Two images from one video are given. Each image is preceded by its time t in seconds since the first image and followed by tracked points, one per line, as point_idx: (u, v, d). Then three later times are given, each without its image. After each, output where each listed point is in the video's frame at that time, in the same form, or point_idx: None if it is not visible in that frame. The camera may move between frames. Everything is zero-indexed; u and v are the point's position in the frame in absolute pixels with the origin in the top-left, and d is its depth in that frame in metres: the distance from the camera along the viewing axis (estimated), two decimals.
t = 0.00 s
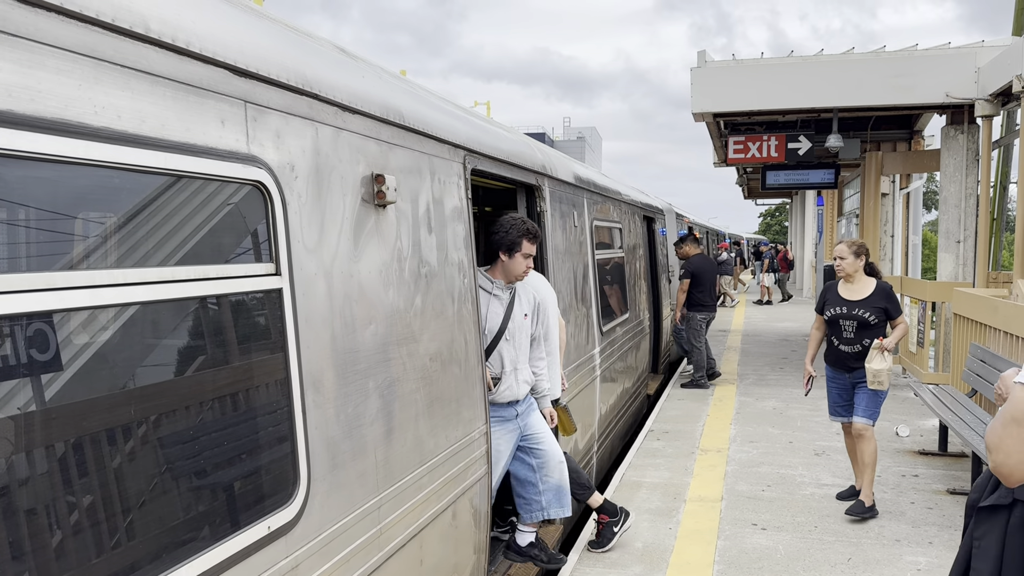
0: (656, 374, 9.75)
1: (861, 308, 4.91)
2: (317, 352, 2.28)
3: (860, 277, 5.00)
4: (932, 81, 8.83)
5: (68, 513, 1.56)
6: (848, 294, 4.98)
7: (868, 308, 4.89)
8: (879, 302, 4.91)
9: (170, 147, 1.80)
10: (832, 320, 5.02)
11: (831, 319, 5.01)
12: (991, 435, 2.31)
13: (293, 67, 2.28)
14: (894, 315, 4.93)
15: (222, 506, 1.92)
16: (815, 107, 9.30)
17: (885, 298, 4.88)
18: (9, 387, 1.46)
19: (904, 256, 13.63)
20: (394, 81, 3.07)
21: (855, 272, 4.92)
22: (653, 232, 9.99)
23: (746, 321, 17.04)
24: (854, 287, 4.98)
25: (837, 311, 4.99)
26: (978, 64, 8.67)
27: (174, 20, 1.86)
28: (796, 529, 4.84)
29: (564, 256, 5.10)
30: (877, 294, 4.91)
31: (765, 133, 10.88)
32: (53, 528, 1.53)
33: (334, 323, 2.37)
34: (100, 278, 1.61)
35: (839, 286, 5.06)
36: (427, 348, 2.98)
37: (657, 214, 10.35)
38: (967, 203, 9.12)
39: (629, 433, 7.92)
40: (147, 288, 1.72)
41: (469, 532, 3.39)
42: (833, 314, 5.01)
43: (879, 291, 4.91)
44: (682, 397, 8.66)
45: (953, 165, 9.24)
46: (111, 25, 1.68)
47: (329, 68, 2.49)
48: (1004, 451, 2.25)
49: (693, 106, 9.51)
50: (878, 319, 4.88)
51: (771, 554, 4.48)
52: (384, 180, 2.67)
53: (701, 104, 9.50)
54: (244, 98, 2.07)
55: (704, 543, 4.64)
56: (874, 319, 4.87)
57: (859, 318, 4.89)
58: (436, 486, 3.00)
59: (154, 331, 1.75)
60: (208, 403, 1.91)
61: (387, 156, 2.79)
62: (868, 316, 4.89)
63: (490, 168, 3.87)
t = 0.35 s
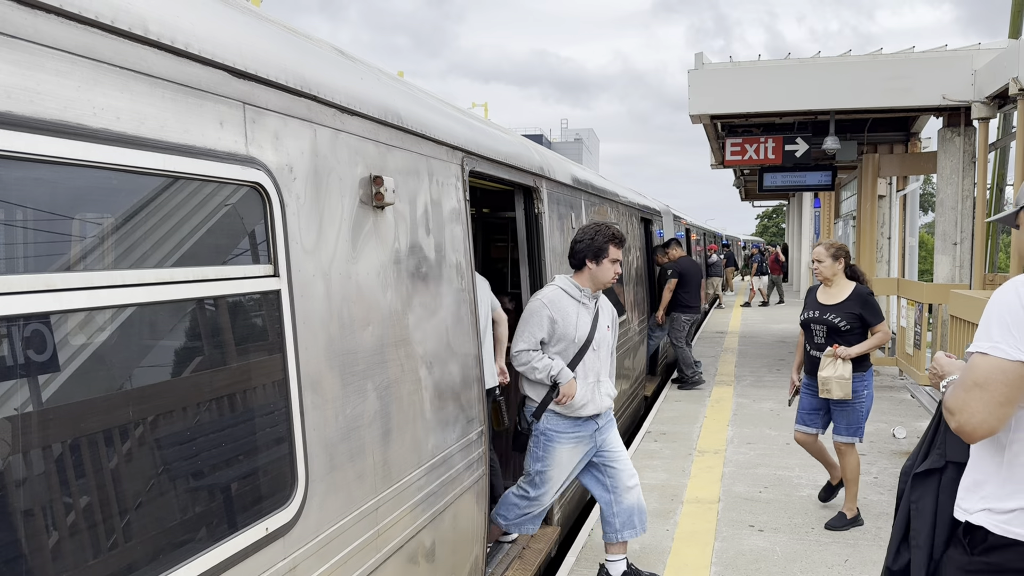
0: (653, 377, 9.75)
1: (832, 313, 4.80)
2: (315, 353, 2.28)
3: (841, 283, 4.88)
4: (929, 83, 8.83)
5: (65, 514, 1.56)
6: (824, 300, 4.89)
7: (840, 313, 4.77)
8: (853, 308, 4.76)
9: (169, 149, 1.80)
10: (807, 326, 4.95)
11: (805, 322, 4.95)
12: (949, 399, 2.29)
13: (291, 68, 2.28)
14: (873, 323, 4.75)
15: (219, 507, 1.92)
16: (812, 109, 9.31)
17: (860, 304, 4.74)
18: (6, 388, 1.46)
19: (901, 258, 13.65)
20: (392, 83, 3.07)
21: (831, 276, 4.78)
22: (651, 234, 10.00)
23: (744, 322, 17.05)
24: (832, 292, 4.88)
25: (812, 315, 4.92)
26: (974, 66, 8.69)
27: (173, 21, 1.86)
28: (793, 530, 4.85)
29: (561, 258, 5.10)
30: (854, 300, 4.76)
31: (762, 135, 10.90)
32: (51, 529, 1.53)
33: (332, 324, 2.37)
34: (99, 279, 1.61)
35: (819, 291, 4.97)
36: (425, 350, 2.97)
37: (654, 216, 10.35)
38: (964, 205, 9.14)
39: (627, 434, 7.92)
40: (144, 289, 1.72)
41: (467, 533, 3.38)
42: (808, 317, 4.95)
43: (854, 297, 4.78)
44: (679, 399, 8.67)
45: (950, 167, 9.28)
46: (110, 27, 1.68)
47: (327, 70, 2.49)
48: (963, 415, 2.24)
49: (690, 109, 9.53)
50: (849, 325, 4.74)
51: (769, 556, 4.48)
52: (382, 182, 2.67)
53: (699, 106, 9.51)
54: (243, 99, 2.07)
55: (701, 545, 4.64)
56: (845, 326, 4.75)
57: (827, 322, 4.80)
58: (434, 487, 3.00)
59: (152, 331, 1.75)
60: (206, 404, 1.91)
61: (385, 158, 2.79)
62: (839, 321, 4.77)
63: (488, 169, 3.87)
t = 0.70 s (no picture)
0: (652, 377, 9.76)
1: (784, 321, 4.74)
2: (315, 354, 2.28)
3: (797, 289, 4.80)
4: (928, 85, 8.82)
5: (63, 514, 1.56)
6: (778, 306, 4.83)
7: (791, 321, 4.70)
8: (805, 315, 4.67)
9: (169, 150, 1.80)
10: (763, 333, 4.91)
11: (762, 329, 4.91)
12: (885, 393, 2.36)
13: (291, 69, 2.28)
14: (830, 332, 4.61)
15: (218, 508, 1.92)
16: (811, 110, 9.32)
17: (810, 309, 4.66)
18: (4, 388, 1.46)
19: (900, 259, 13.66)
20: (391, 84, 3.07)
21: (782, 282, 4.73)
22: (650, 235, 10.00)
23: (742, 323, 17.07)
24: (786, 299, 4.82)
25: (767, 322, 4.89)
26: (973, 68, 8.68)
27: (173, 23, 1.86)
28: (791, 531, 4.85)
29: (560, 259, 5.10)
30: (806, 308, 4.68)
31: (761, 136, 10.91)
32: (49, 528, 1.53)
33: (331, 325, 2.37)
34: (99, 280, 1.61)
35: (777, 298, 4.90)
36: (424, 350, 2.97)
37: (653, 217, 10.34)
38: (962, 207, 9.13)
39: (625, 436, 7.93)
40: (144, 290, 1.72)
41: (465, 535, 3.38)
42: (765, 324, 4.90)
43: (804, 302, 4.71)
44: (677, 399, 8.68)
45: (948, 169, 9.28)
46: (110, 28, 1.68)
47: (326, 71, 2.49)
48: (898, 406, 2.31)
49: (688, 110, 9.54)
50: (801, 334, 4.66)
51: (767, 557, 4.48)
52: (382, 183, 2.67)
53: (698, 108, 9.52)
54: (243, 101, 2.07)
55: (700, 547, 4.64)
56: (796, 333, 4.68)
57: (777, 330, 4.75)
58: (433, 488, 3.00)
59: (151, 332, 1.76)
60: (205, 404, 1.91)
61: (384, 159, 2.79)
62: (790, 329, 4.70)
63: (486, 171, 3.87)
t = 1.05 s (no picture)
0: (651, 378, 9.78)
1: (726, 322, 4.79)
2: (315, 354, 2.28)
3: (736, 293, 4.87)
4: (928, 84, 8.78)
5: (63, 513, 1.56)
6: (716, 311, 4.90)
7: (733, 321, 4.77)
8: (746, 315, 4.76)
9: (169, 150, 1.80)
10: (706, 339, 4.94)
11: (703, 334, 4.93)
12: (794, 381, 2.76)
13: (291, 70, 2.28)
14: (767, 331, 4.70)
15: (218, 508, 1.92)
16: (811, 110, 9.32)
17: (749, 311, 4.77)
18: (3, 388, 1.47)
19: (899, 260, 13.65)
20: (392, 85, 3.07)
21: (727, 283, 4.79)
22: (649, 236, 10.02)
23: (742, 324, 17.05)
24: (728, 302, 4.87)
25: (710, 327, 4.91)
26: (972, 69, 8.67)
27: (174, 23, 1.86)
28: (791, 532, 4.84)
29: (560, 260, 5.10)
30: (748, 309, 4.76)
31: (761, 137, 10.92)
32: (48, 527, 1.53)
33: (332, 325, 2.37)
34: (100, 280, 1.62)
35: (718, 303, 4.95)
36: (424, 350, 2.97)
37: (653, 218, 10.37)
38: (962, 208, 9.13)
39: (625, 436, 7.94)
40: (145, 289, 1.72)
41: (465, 536, 3.38)
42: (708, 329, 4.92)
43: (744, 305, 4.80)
44: (677, 400, 8.68)
45: (948, 170, 9.28)
46: (112, 28, 1.68)
47: (327, 71, 2.49)
48: (800, 392, 2.71)
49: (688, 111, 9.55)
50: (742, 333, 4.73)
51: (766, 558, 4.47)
52: (382, 184, 2.67)
53: (698, 108, 9.52)
54: (244, 101, 2.07)
55: (699, 547, 4.63)
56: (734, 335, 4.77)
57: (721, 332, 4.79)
58: (433, 488, 3.01)
59: (151, 332, 1.76)
60: (204, 404, 1.91)
61: (385, 159, 2.79)
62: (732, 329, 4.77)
63: (486, 171, 3.87)
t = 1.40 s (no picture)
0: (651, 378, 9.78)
1: (658, 329, 4.49)
2: (315, 354, 2.28)
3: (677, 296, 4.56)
4: (928, 86, 8.82)
5: (62, 512, 1.56)
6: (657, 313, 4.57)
7: (664, 330, 4.46)
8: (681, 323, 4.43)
9: (170, 150, 1.80)
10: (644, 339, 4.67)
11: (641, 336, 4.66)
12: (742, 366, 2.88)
13: (291, 70, 2.28)
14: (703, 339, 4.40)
15: (219, 507, 1.93)
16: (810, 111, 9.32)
17: (687, 319, 4.41)
18: (3, 387, 1.47)
19: (899, 261, 13.66)
20: (392, 85, 3.07)
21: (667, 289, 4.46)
22: (650, 236, 10.03)
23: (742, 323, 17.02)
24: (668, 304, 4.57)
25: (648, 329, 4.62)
26: (972, 70, 8.68)
27: (174, 23, 1.86)
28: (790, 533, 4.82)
29: (560, 260, 5.10)
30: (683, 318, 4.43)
31: (761, 137, 10.92)
32: (47, 527, 1.53)
33: (332, 325, 2.37)
34: (100, 280, 1.62)
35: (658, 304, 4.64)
36: (423, 351, 2.97)
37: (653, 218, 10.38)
38: (962, 208, 9.13)
39: (625, 436, 7.94)
40: (145, 290, 1.72)
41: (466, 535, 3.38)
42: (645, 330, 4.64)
43: (681, 312, 4.45)
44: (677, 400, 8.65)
45: (947, 170, 9.28)
46: (112, 28, 1.68)
47: (327, 71, 2.49)
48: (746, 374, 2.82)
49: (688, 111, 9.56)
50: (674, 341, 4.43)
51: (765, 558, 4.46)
52: (382, 184, 2.67)
53: (698, 108, 9.52)
54: (244, 101, 2.07)
55: (698, 547, 4.63)
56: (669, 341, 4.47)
57: (653, 339, 4.50)
58: (433, 488, 3.01)
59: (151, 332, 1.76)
60: (204, 404, 1.91)
61: (385, 160, 2.79)
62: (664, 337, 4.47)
63: (487, 171, 3.86)
